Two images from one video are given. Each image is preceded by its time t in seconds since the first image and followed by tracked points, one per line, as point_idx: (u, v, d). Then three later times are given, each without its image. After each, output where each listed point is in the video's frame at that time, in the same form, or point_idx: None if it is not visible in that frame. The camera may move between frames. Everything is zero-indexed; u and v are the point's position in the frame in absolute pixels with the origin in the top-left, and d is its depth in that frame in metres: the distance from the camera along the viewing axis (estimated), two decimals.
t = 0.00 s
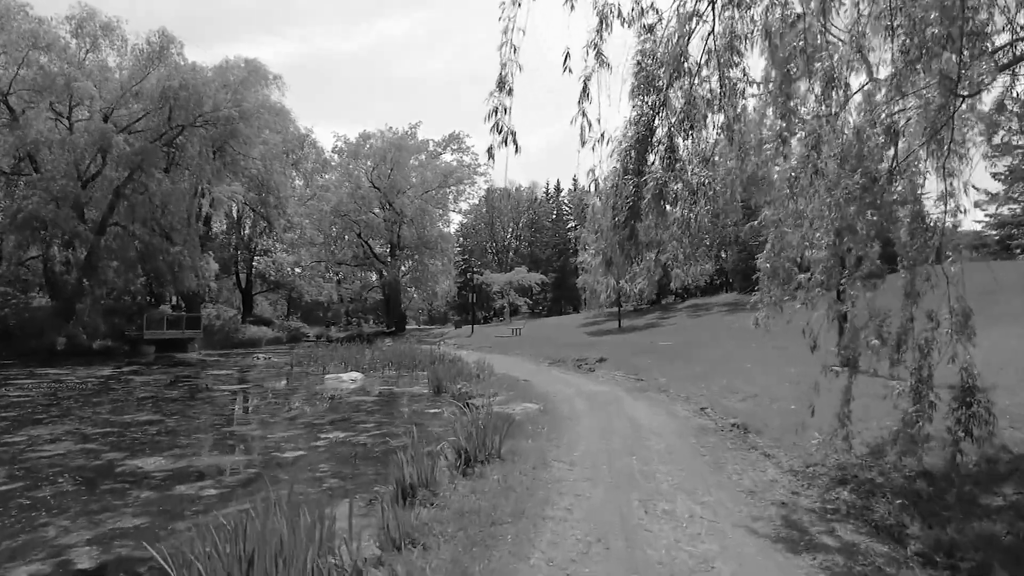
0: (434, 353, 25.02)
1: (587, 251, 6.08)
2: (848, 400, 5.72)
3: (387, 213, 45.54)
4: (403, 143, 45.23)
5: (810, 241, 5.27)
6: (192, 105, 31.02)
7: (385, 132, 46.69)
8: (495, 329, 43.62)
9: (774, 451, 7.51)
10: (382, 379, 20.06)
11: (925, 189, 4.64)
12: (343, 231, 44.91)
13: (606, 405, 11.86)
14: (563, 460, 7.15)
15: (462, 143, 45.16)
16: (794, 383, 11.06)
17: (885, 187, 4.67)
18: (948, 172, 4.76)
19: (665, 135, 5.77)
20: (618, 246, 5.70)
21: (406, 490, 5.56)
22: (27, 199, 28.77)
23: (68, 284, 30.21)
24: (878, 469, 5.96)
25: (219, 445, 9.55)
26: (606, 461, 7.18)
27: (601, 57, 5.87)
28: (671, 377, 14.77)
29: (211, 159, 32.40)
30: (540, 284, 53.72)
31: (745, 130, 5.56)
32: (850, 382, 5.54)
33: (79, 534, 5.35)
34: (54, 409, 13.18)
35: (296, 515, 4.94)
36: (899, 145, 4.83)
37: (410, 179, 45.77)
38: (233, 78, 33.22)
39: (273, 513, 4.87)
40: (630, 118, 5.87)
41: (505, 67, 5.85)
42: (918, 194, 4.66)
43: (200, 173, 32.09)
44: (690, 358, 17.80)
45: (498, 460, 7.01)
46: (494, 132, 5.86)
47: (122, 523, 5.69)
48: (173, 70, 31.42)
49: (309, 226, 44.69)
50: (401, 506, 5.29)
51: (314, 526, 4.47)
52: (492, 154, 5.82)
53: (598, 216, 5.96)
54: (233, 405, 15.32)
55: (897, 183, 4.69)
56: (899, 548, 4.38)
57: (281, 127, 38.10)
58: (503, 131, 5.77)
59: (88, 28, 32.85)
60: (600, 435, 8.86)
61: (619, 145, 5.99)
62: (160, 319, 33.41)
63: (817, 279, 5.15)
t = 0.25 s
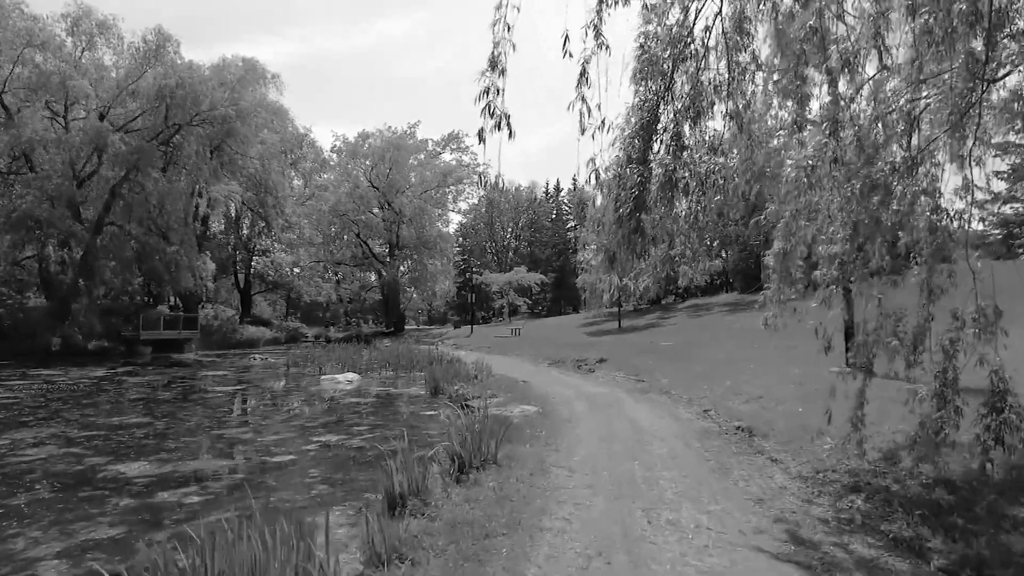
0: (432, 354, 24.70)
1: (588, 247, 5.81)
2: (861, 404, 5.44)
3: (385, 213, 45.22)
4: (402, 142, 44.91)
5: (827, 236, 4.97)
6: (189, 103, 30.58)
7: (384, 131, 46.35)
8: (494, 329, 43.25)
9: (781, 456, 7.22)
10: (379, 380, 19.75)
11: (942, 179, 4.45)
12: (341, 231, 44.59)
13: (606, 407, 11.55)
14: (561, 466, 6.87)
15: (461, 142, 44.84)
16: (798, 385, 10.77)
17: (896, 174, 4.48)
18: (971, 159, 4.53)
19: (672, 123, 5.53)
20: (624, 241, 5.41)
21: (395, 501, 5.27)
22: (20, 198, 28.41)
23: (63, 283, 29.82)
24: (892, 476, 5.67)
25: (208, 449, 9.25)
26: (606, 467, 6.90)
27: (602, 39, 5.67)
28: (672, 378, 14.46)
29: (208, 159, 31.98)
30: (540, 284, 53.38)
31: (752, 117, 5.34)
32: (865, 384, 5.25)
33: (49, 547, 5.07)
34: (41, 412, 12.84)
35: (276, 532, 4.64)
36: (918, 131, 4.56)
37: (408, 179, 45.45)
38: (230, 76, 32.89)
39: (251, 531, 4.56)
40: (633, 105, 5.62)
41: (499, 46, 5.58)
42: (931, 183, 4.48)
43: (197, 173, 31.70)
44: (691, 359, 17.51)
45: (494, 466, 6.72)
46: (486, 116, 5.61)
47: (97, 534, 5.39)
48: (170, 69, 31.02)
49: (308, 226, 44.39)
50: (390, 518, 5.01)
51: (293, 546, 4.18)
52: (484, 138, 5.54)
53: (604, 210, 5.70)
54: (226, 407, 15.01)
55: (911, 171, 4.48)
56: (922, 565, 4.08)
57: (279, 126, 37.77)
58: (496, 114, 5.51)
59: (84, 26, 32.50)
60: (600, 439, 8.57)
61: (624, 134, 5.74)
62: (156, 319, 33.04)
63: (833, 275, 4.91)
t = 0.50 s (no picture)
0: (431, 354, 24.39)
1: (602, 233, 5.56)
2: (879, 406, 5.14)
3: (385, 212, 44.83)
4: (402, 141, 44.50)
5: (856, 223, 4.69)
6: (186, 101, 30.00)
7: (383, 130, 45.94)
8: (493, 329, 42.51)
9: (791, 462, 6.90)
10: (377, 380, 19.45)
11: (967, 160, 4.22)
12: (340, 230, 44.23)
13: (607, 409, 11.22)
14: (561, 472, 6.54)
15: (461, 140, 44.41)
16: (807, 388, 10.45)
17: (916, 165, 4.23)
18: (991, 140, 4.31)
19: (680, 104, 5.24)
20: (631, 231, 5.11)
21: (383, 513, 4.96)
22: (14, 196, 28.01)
23: (58, 282, 29.43)
24: (911, 485, 5.36)
25: (195, 452, 8.93)
26: (608, 473, 6.57)
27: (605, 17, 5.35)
28: (675, 379, 14.13)
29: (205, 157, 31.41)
30: (540, 283, 52.96)
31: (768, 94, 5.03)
32: (882, 387, 4.97)
33: (15, 560, 4.81)
34: (28, 413, 12.53)
35: (252, 553, 4.33)
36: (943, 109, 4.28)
37: (408, 178, 45.03)
38: (228, 73, 32.45)
39: (224, 554, 4.25)
40: (640, 87, 5.33)
41: (497, 24, 5.32)
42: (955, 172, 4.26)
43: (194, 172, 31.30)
44: (694, 359, 17.17)
45: (490, 472, 6.39)
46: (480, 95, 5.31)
47: (66, 546, 5.09)
48: (167, 66, 30.49)
49: (307, 225, 44.02)
50: (377, 534, 4.69)
51: (265, 574, 3.85)
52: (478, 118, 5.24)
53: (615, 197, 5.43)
54: (219, 407, 14.73)
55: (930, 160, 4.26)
56: None
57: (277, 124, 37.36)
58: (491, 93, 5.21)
59: (80, 23, 32.06)
60: (600, 442, 8.24)
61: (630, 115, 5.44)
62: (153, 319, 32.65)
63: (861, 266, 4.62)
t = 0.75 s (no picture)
0: (429, 354, 24.10)
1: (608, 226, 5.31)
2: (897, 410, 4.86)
3: (383, 211, 44.51)
4: (401, 139, 44.18)
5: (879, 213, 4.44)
6: (182, 99, 29.62)
7: (382, 128, 45.63)
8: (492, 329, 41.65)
9: (800, 469, 6.60)
10: (373, 381, 19.15)
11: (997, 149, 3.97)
12: (339, 229, 43.91)
13: (607, 411, 10.93)
14: (559, 480, 6.25)
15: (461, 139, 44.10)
16: (813, 390, 10.16)
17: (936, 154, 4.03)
18: (1022, 125, 4.06)
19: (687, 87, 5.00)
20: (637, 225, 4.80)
21: (369, 526, 4.67)
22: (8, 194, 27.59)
23: (53, 280, 29.04)
24: (929, 497, 5.08)
25: (180, 457, 8.60)
26: (608, 482, 6.28)
27: None
28: (676, 380, 13.84)
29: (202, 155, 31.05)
30: (540, 283, 52.66)
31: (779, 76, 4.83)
32: (898, 393, 4.69)
33: None
34: (13, 416, 12.21)
35: None
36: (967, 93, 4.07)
37: (407, 176, 44.70)
38: (225, 71, 32.14)
39: None
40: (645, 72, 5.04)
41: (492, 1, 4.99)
42: (984, 161, 3.99)
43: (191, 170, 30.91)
44: (695, 360, 16.89)
45: (485, 481, 6.10)
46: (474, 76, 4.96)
47: (32, 562, 4.80)
48: (164, 63, 30.05)
49: (305, 224, 43.70)
50: (360, 551, 4.40)
51: None
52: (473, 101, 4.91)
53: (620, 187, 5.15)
54: (211, 409, 14.42)
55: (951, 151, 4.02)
56: None
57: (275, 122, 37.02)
58: (485, 74, 4.87)
59: (75, 19, 31.59)
60: (600, 447, 7.95)
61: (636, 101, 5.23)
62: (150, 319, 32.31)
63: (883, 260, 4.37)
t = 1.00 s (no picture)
0: (426, 353, 23.80)
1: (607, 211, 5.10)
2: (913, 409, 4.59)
3: (382, 210, 44.14)
4: (399, 138, 43.80)
5: (905, 197, 4.29)
6: (177, 97, 29.07)
7: (380, 127, 45.29)
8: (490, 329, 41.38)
9: (807, 473, 6.30)
10: (368, 381, 18.85)
11: None
12: (336, 228, 43.56)
13: (607, 412, 10.62)
14: (555, 486, 5.97)
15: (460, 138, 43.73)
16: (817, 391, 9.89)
17: (961, 132, 3.88)
18: None
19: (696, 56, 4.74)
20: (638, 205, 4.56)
21: (350, 534, 4.40)
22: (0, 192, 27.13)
23: (47, 279, 28.35)
24: (947, 505, 4.80)
25: (164, 459, 8.29)
26: (606, 488, 6.00)
27: None
28: (676, 380, 13.56)
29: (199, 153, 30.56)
30: (539, 282, 52.32)
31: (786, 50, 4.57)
32: (914, 393, 4.41)
33: None
34: None
35: None
36: (994, 67, 3.87)
37: (405, 175, 44.32)
38: (222, 69, 31.73)
39: None
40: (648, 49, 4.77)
41: None
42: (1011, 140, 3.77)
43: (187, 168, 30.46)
44: (696, 359, 16.60)
45: (477, 487, 5.82)
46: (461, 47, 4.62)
47: None
48: (160, 61, 29.52)
49: (304, 223, 43.34)
50: (340, 564, 4.12)
51: None
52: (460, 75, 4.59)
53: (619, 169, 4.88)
54: (202, 409, 14.10)
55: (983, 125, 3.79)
56: None
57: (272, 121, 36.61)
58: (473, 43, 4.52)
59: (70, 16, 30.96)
60: (598, 449, 7.66)
61: (639, 77, 4.98)
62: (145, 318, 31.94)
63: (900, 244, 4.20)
